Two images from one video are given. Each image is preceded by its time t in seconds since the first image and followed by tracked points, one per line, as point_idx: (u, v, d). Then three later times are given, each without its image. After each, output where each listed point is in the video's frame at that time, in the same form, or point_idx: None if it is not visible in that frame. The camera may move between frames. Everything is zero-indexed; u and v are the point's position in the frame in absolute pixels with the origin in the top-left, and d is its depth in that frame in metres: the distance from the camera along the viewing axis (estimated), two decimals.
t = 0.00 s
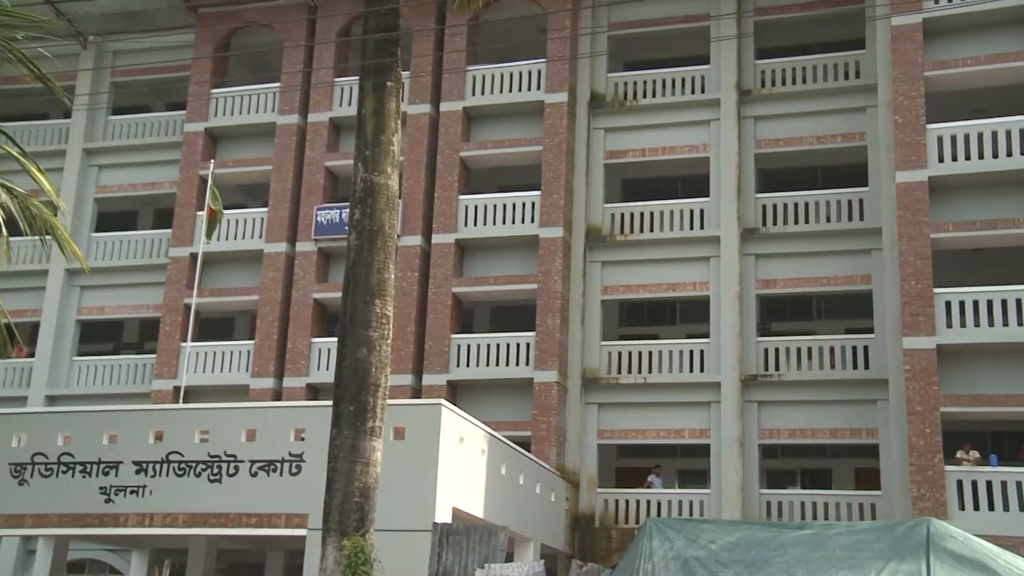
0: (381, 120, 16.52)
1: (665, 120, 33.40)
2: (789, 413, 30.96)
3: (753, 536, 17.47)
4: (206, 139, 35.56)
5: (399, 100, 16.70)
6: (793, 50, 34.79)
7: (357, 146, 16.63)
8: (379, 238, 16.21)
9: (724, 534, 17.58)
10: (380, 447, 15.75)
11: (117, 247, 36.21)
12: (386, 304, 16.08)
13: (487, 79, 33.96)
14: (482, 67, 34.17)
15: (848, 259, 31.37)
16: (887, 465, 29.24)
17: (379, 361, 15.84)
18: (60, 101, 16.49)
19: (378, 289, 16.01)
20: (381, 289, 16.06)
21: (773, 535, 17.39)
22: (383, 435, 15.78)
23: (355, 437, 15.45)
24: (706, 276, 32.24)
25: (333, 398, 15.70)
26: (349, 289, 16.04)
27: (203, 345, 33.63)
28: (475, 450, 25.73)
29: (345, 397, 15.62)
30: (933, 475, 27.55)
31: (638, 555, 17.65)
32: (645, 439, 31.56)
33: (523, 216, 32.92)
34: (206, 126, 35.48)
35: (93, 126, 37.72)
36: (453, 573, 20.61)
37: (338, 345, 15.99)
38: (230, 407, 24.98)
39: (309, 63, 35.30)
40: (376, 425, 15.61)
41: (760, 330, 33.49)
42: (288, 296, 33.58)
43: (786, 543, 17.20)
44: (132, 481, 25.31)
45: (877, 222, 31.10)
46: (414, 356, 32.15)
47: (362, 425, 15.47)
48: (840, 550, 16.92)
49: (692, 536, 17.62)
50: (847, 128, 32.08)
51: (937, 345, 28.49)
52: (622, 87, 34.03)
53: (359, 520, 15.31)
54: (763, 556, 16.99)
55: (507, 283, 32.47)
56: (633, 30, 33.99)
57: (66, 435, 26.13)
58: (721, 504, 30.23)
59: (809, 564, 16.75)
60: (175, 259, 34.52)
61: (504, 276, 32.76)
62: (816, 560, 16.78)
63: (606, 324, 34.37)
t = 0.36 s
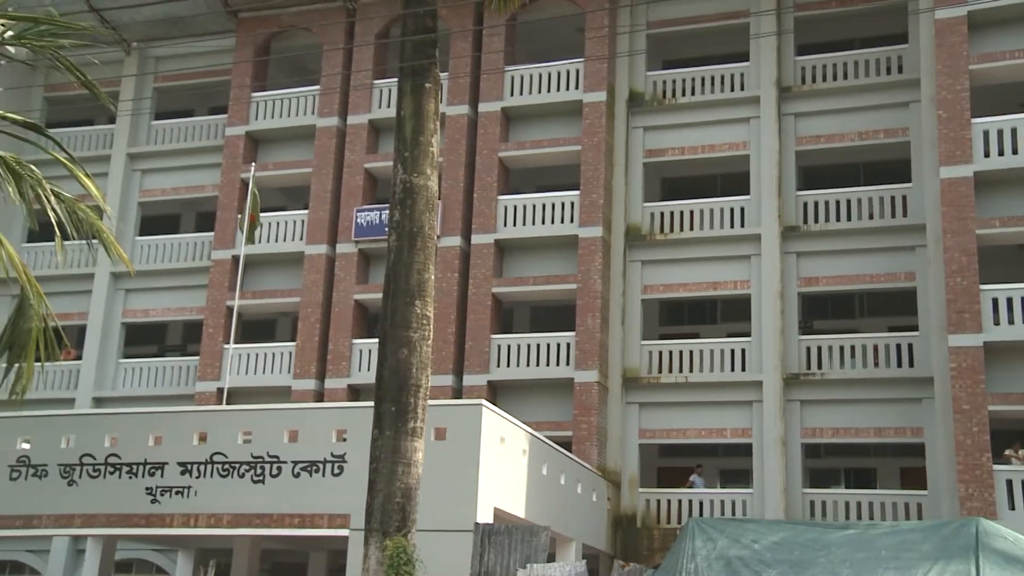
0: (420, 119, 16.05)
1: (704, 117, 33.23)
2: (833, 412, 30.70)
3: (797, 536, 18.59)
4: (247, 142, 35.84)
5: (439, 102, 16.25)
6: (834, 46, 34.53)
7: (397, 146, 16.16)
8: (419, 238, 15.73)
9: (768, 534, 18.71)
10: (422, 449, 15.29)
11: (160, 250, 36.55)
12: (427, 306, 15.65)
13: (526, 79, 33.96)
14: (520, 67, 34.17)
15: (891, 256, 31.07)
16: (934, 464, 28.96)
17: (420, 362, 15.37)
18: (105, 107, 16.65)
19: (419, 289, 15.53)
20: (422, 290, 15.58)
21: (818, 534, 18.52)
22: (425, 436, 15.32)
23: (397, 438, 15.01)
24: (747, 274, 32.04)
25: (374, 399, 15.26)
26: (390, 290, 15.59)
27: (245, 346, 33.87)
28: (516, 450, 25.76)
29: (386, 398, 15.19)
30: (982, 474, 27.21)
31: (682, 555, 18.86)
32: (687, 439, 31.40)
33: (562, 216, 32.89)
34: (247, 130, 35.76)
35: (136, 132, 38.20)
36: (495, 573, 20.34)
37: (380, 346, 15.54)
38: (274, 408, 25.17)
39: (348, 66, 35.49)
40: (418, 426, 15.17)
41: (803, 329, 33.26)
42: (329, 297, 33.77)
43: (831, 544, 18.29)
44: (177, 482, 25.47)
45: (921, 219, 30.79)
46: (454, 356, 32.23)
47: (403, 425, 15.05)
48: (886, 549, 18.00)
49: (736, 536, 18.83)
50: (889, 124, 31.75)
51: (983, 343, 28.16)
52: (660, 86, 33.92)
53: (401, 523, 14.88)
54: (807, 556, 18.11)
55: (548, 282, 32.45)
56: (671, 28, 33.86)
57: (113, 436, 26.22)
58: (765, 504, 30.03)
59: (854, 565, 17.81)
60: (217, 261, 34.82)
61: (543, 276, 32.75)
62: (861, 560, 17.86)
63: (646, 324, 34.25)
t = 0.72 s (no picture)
0: (454, 121, 15.65)
1: (739, 116, 33.07)
2: (871, 411, 30.41)
3: (835, 536, 18.47)
4: (282, 145, 36.07)
5: (473, 102, 15.84)
6: (870, 42, 34.25)
7: (431, 148, 15.75)
8: (454, 239, 15.31)
9: (806, 534, 18.59)
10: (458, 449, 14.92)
11: (198, 253, 36.87)
12: (462, 307, 15.24)
13: (559, 79, 33.94)
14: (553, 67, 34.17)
15: (929, 254, 30.79)
16: (976, 464, 28.66)
17: (455, 363, 14.98)
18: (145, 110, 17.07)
19: (454, 290, 15.13)
20: (458, 291, 15.18)
21: (857, 535, 18.36)
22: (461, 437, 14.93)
23: (432, 438, 14.64)
24: (783, 272, 31.85)
25: (409, 399, 14.87)
26: (424, 291, 15.19)
27: (282, 348, 34.09)
28: (552, 450, 25.77)
29: (421, 399, 14.80)
30: None
31: (719, 555, 18.78)
32: (723, 439, 31.26)
33: (596, 216, 32.85)
34: (283, 133, 35.96)
35: (173, 135, 38.46)
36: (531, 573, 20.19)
37: (414, 348, 15.17)
38: (310, 409, 25.34)
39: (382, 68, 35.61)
40: (454, 426, 14.77)
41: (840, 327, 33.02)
42: (364, 298, 33.93)
43: (871, 544, 18.19)
44: (216, 483, 25.65)
45: (961, 216, 30.47)
46: (490, 356, 32.26)
47: (439, 425, 14.66)
48: (928, 550, 17.84)
49: (774, 536, 18.68)
50: (928, 120, 31.45)
51: None
52: (694, 84, 33.79)
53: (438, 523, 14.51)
54: (847, 557, 18.02)
55: (582, 283, 32.41)
56: (705, 26, 33.74)
57: (153, 437, 26.43)
58: (803, 504, 29.83)
59: (896, 565, 17.73)
60: (254, 263, 35.07)
61: (578, 276, 32.71)
62: (903, 560, 17.74)
63: (681, 323, 34.15)
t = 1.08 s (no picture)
0: (488, 121, 15.43)
1: (775, 113, 32.86)
2: (912, 409, 30.11)
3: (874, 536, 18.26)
4: (319, 148, 36.29)
5: (507, 103, 15.63)
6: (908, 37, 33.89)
7: (465, 149, 15.53)
8: (489, 240, 15.10)
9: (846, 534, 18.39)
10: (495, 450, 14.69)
11: (237, 256, 37.15)
12: (498, 307, 15.01)
13: (594, 78, 33.87)
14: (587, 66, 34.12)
15: (970, 250, 30.44)
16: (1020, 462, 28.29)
17: (492, 363, 14.72)
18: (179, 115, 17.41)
19: (490, 291, 14.90)
20: (493, 291, 14.95)
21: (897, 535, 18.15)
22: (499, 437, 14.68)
23: (469, 438, 14.41)
24: (821, 270, 31.60)
25: (445, 400, 14.66)
26: (461, 292, 14.97)
27: (319, 349, 34.28)
28: (589, 450, 25.70)
29: (458, 399, 14.57)
30: None
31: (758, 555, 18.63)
32: (762, 438, 31.07)
33: (631, 215, 32.75)
34: (319, 135, 36.20)
35: (211, 139, 38.81)
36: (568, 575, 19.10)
37: (450, 349, 14.95)
38: (347, 410, 25.48)
39: (417, 70, 35.74)
40: (491, 426, 14.52)
41: (880, 325, 32.69)
42: (400, 299, 34.03)
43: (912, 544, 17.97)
44: (255, 484, 25.83)
45: (1002, 211, 30.08)
46: (526, 357, 32.25)
47: (476, 425, 14.41)
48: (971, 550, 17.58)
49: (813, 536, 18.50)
50: (968, 115, 31.07)
51: None
52: (730, 82, 33.61)
53: (476, 523, 14.28)
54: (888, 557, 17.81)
55: (618, 282, 32.32)
56: (740, 23, 33.56)
57: (193, 439, 26.70)
58: (843, 504, 29.58)
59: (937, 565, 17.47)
60: (291, 265, 35.29)
61: (614, 276, 32.62)
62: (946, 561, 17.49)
63: (718, 322, 33.99)
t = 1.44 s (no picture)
0: (520, 122, 15.43)
1: (808, 110, 32.69)
2: (949, 408, 29.88)
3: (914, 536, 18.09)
4: (351, 149, 36.42)
5: (539, 103, 15.61)
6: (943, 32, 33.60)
7: (497, 150, 15.54)
8: (522, 240, 15.10)
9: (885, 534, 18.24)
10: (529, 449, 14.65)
11: (270, 257, 37.32)
12: (531, 307, 15.00)
13: (625, 77, 33.83)
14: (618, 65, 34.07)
15: (1007, 247, 30.16)
16: None
17: (524, 363, 14.70)
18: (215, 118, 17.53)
19: (522, 290, 14.89)
20: (526, 291, 14.94)
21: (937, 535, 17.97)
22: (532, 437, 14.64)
23: (503, 437, 14.38)
24: (856, 268, 31.37)
25: (479, 399, 14.64)
26: (493, 292, 14.97)
27: (352, 350, 34.41)
28: (623, 450, 25.65)
29: (491, 399, 14.55)
30: None
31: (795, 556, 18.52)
32: (797, 437, 30.91)
33: (664, 215, 32.67)
34: (351, 137, 36.37)
35: (245, 141, 39.06)
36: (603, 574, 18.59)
37: (483, 349, 14.93)
38: (381, 410, 25.56)
39: (449, 71, 35.83)
40: (525, 426, 14.49)
41: (917, 323, 32.45)
42: (433, 299, 34.10)
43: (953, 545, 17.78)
44: (290, 484, 25.94)
45: None
46: (559, 357, 32.24)
47: (510, 425, 14.39)
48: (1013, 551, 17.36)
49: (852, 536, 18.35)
50: (1005, 110, 30.75)
51: None
52: (762, 80, 33.52)
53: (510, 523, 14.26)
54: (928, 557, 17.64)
55: (651, 282, 32.25)
56: (772, 20, 33.41)
57: (228, 439, 26.83)
58: (879, 504, 29.39)
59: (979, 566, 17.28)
60: (324, 267, 35.41)
61: (646, 275, 32.55)
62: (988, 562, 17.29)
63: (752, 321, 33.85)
